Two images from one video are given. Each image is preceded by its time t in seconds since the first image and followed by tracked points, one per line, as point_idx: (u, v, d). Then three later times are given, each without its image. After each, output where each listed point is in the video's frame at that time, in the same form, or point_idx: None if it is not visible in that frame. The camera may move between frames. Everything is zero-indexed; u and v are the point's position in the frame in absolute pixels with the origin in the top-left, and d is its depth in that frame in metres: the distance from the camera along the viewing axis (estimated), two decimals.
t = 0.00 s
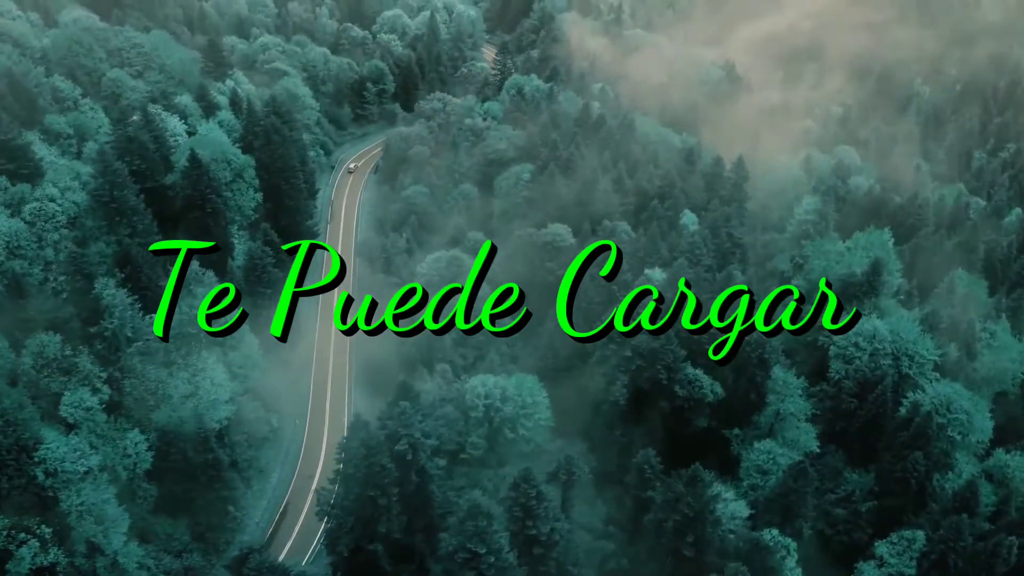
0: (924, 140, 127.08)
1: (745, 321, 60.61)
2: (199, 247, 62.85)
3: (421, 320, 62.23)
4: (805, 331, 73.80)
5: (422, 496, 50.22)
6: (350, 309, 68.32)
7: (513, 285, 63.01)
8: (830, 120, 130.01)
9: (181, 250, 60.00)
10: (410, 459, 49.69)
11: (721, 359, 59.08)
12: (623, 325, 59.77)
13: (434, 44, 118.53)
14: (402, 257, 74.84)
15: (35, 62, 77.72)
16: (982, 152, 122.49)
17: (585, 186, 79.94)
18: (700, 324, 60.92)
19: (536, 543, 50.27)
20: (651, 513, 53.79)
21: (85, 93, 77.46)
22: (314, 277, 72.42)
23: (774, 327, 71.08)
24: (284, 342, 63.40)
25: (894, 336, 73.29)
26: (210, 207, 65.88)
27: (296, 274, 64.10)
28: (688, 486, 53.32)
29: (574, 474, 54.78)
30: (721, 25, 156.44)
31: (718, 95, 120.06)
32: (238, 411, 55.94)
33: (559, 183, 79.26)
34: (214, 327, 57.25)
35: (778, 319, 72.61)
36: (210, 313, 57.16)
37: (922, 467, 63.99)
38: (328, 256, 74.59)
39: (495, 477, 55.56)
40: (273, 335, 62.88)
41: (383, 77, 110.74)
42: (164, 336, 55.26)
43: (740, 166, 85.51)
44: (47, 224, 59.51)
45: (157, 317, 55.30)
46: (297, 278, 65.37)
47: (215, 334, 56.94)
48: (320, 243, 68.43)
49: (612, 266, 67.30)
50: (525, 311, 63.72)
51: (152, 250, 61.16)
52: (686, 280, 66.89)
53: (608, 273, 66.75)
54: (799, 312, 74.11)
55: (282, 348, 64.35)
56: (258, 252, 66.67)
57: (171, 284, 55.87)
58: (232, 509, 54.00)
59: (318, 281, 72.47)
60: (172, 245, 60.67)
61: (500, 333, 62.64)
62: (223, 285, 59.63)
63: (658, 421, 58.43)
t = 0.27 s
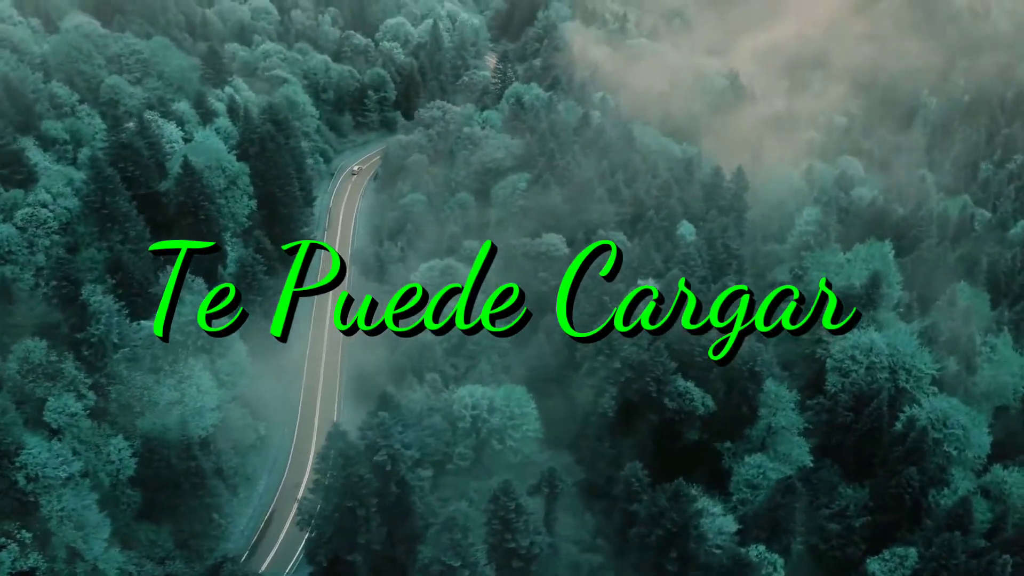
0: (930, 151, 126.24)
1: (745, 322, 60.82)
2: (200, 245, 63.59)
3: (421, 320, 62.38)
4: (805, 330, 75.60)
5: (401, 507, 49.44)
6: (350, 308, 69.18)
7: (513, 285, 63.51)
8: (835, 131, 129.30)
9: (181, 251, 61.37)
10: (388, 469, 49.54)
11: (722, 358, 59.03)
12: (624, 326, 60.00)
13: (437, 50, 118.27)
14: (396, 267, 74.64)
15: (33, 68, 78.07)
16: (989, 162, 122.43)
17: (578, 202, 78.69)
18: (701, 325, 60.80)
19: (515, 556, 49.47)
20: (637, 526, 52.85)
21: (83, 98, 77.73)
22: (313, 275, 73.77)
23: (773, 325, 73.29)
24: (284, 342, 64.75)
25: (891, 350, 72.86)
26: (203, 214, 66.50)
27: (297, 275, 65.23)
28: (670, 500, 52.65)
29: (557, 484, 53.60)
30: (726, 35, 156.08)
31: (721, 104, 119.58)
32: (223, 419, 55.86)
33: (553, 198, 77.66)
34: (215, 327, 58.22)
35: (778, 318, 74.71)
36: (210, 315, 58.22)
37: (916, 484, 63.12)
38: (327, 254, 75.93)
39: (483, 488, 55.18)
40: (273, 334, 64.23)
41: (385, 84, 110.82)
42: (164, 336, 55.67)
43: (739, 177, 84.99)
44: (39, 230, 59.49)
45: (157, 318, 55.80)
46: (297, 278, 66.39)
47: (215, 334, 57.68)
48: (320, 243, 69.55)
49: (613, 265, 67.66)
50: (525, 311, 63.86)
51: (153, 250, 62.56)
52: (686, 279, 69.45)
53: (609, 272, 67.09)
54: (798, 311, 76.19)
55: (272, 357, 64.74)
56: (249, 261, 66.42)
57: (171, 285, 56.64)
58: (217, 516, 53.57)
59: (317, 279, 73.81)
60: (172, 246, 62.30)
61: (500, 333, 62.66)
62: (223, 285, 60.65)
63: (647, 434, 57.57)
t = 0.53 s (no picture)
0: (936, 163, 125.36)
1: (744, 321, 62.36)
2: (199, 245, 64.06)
3: (421, 320, 63.23)
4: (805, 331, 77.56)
5: (379, 518, 48.81)
6: (351, 309, 70.78)
7: (513, 286, 64.61)
8: (840, 143, 128.54)
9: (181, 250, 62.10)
10: (364, 481, 49.02)
11: (722, 358, 59.97)
12: (624, 326, 60.89)
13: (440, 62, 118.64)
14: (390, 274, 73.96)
15: (32, 75, 78.43)
16: (996, 175, 121.58)
17: (576, 206, 79.19)
18: (698, 326, 61.90)
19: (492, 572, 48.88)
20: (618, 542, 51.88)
21: (80, 105, 78.02)
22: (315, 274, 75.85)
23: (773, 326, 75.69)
24: (283, 342, 66.06)
25: (888, 365, 72.06)
26: (195, 221, 66.66)
27: (298, 275, 67.44)
28: (650, 517, 51.43)
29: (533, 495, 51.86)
30: (732, 46, 155.57)
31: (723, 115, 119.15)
32: (207, 427, 55.44)
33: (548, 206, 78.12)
34: (214, 327, 60.03)
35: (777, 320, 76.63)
36: (210, 314, 59.92)
37: (909, 500, 62.28)
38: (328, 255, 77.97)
39: (468, 500, 54.85)
40: (273, 335, 65.55)
41: (386, 93, 110.87)
42: (165, 336, 56.17)
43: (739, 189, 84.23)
44: (29, 236, 59.67)
45: (157, 318, 56.38)
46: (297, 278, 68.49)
47: (213, 333, 58.54)
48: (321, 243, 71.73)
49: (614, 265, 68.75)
50: (525, 311, 64.90)
51: (152, 250, 63.52)
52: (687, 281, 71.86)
53: (609, 272, 67.45)
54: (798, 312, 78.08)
55: (262, 366, 64.83)
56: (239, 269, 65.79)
57: (171, 286, 57.24)
58: (198, 524, 53.25)
59: (318, 278, 75.87)
60: (172, 245, 62.88)
61: (501, 333, 63.99)
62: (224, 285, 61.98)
63: (636, 447, 57.19)
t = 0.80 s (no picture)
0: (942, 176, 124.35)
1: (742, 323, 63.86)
2: (198, 246, 64.88)
3: (421, 320, 64.82)
4: (805, 331, 78.68)
5: (353, 529, 49.31)
6: (351, 308, 70.28)
7: (514, 287, 66.27)
8: (843, 158, 128.24)
9: (181, 251, 63.10)
10: (337, 492, 48.76)
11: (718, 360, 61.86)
12: (624, 326, 61.51)
13: (444, 75, 119.70)
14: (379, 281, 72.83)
15: (30, 81, 78.95)
16: (1004, 188, 120.26)
17: (569, 219, 78.41)
18: (697, 326, 63.12)
19: None
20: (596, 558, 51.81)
21: (78, 111, 78.40)
22: (315, 275, 77.11)
23: (773, 326, 76.90)
24: (283, 342, 66.81)
25: (883, 381, 70.78)
26: (186, 229, 67.65)
27: (297, 276, 68.20)
28: (626, 534, 51.33)
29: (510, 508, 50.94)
30: (735, 63, 157.12)
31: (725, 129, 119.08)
32: (190, 434, 56.00)
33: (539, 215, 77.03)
34: (214, 327, 62.36)
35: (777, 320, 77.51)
36: (210, 314, 62.15)
37: (900, 520, 61.39)
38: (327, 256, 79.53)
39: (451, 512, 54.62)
40: (272, 335, 66.25)
41: (387, 102, 110.38)
42: (165, 336, 56.89)
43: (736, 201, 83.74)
44: (19, 241, 60.17)
45: (157, 321, 56.87)
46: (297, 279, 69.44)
47: (214, 334, 61.97)
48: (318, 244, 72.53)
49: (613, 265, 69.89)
50: (525, 312, 66.83)
51: (152, 250, 64.50)
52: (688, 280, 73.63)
53: (608, 272, 69.71)
54: (799, 311, 78.86)
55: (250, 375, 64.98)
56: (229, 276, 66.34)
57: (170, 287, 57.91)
58: (177, 531, 53.96)
59: (316, 279, 77.21)
60: (171, 245, 64.10)
61: (502, 332, 65.76)
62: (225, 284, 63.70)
63: (625, 462, 56.77)
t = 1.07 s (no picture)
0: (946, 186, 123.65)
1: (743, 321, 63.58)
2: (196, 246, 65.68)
3: (421, 320, 65.79)
4: (805, 330, 79.64)
5: (334, 538, 48.40)
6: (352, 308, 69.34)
7: (513, 286, 66.52)
8: (846, 168, 127.67)
9: (181, 250, 64.05)
10: (316, 500, 48.56)
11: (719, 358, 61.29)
12: (623, 326, 61.93)
13: (446, 83, 120.00)
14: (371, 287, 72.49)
15: (29, 86, 79.35)
16: (1011, 198, 119.13)
17: (563, 227, 77.59)
18: (698, 326, 63.02)
19: None
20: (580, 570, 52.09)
21: (76, 116, 78.79)
22: (313, 275, 77.63)
23: (772, 325, 78.09)
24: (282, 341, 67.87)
25: (879, 393, 69.79)
26: (178, 234, 68.17)
27: (297, 275, 68.64)
28: (608, 546, 51.53)
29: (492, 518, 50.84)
30: (739, 72, 157.18)
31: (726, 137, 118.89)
32: (177, 439, 56.19)
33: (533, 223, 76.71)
34: (214, 327, 63.88)
35: (777, 319, 78.58)
36: (210, 314, 63.73)
37: (893, 534, 61.14)
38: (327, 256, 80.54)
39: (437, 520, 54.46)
40: (272, 335, 67.29)
41: (389, 108, 110.76)
42: (165, 336, 57.93)
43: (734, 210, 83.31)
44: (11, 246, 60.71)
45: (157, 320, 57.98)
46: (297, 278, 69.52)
47: (215, 334, 63.59)
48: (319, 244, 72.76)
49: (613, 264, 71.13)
50: (526, 312, 66.12)
51: (152, 250, 65.38)
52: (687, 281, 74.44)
53: (608, 272, 70.63)
54: (798, 310, 80.06)
55: (241, 383, 65.17)
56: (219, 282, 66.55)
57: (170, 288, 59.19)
58: (162, 536, 54.02)
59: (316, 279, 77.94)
60: (171, 245, 64.87)
61: (501, 332, 65.57)
62: (225, 283, 65.05)
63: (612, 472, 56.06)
